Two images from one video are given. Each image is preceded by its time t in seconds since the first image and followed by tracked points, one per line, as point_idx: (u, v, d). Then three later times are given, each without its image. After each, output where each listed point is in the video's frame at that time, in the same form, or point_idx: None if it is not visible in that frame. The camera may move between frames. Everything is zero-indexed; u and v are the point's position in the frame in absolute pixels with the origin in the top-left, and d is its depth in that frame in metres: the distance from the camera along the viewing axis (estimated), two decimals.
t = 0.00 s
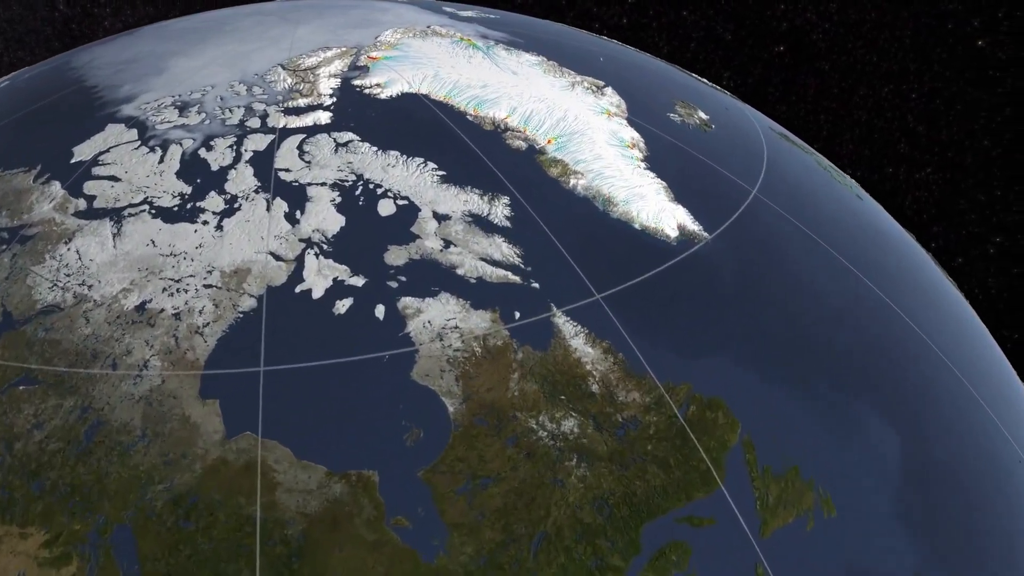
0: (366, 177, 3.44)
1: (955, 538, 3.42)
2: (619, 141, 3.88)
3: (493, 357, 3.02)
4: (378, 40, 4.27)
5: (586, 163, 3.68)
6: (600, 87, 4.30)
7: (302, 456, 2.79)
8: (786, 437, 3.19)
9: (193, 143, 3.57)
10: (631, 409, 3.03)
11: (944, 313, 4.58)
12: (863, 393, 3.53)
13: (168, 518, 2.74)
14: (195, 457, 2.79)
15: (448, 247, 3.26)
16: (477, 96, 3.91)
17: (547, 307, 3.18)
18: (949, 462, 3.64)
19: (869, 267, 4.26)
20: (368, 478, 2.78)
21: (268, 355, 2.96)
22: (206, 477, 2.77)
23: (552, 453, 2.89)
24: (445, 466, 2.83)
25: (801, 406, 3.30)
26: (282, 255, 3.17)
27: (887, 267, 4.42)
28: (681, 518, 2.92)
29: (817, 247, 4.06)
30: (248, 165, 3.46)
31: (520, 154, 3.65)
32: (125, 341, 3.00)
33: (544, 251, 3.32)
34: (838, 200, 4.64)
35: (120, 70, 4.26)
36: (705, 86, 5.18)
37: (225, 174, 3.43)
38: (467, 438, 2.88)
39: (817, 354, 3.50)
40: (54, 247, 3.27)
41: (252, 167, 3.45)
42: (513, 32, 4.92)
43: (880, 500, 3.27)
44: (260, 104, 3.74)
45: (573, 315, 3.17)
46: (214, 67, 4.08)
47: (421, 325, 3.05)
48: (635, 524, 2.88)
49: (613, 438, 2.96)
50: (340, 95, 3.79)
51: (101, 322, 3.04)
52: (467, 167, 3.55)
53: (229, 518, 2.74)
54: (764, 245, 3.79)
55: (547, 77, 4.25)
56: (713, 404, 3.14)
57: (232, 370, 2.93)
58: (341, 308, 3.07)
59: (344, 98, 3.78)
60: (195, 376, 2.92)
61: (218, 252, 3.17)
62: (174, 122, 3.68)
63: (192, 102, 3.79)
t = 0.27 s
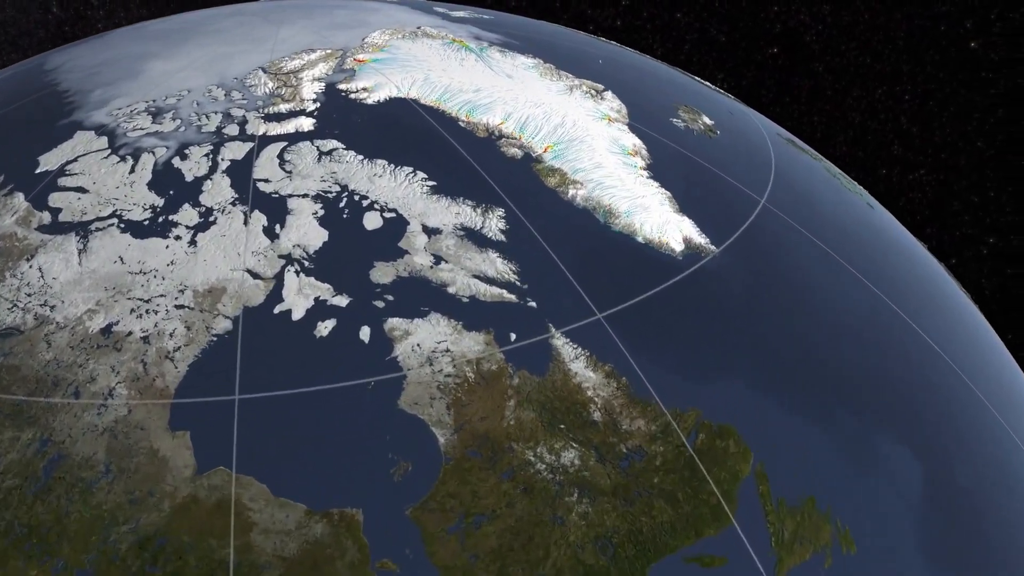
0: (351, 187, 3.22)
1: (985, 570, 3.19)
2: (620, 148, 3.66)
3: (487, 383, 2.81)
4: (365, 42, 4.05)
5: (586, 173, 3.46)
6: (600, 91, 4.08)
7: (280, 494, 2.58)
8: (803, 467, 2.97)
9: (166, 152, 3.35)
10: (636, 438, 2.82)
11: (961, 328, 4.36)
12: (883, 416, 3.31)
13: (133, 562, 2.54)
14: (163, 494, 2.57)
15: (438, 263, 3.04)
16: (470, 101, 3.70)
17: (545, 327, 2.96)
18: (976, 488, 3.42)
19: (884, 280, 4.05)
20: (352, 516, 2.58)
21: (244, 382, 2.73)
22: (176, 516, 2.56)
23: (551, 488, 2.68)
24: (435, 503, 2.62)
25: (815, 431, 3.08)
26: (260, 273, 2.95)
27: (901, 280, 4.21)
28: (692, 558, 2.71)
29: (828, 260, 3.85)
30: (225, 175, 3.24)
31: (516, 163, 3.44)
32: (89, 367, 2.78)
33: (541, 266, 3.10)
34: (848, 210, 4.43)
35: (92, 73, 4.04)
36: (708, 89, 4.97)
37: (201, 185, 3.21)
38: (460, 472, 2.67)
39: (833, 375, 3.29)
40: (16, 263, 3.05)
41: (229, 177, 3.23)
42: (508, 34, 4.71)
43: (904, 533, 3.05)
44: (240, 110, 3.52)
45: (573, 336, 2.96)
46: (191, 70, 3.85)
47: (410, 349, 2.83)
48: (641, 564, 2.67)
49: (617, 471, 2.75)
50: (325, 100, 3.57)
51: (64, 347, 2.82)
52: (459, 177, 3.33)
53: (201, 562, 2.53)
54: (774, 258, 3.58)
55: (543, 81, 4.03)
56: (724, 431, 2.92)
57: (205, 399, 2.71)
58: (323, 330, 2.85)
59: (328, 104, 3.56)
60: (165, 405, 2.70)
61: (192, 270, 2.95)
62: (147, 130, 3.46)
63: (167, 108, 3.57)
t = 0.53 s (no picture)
0: (335, 199, 3.00)
1: None
2: (622, 156, 3.46)
3: (481, 411, 2.60)
4: (352, 43, 3.84)
5: (586, 182, 3.25)
6: (599, 95, 3.88)
7: (255, 537, 2.39)
8: (824, 498, 2.76)
9: (138, 161, 3.13)
10: (641, 471, 2.62)
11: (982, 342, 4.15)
12: (913, 440, 3.08)
13: None
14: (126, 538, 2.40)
15: (428, 281, 2.83)
16: (462, 105, 3.49)
17: (543, 350, 2.74)
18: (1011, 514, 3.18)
19: (903, 293, 3.84)
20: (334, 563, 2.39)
21: (217, 412, 2.52)
22: (141, 561, 2.39)
23: (550, 527, 2.50)
24: (424, 545, 2.43)
25: (840, 459, 2.86)
26: (235, 292, 2.74)
27: (920, 294, 4.00)
28: None
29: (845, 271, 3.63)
30: (199, 185, 3.03)
31: (511, 172, 3.22)
32: (49, 397, 2.58)
33: (539, 283, 2.88)
34: (860, 219, 4.23)
35: (64, 75, 3.82)
36: (711, 93, 4.77)
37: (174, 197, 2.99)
38: (452, 510, 2.48)
39: (856, 396, 3.07)
40: None
41: (204, 188, 3.01)
42: (503, 35, 4.50)
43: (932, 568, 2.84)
44: (217, 116, 3.30)
45: (573, 360, 2.74)
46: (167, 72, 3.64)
47: (397, 375, 2.62)
48: None
49: (622, 507, 2.55)
50: (308, 105, 3.36)
51: (23, 374, 2.62)
52: (451, 187, 3.11)
53: None
54: (787, 271, 3.36)
55: (539, 84, 3.83)
56: (737, 461, 2.71)
57: (174, 431, 2.50)
58: (303, 355, 2.64)
59: (312, 110, 3.34)
60: (131, 439, 2.49)
61: (162, 290, 2.73)
62: (118, 137, 3.25)
63: (140, 114, 3.36)
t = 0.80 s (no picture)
0: (318, 212, 2.80)
1: None
2: (625, 163, 3.26)
3: (474, 444, 2.41)
4: (338, 45, 3.63)
5: (586, 192, 3.05)
6: (599, 100, 3.68)
7: None
8: (847, 533, 2.56)
9: (106, 170, 2.93)
10: (649, 507, 2.43)
11: (1004, 357, 3.95)
12: (942, 467, 2.88)
13: None
14: None
15: (418, 300, 2.63)
16: (455, 111, 3.28)
17: (543, 375, 2.54)
18: None
19: (922, 309, 3.64)
20: None
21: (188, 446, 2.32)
22: None
23: (551, 571, 2.31)
24: None
25: (864, 491, 2.65)
26: (209, 314, 2.53)
27: (938, 309, 3.81)
28: None
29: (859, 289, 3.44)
30: (172, 197, 2.82)
31: (507, 182, 3.02)
32: (4, 430, 2.39)
33: (537, 302, 2.68)
34: (874, 230, 4.04)
35: (32, 78, 3.61)
36: (715, 96, 4.57)
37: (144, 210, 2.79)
38: (445, 552, 2.28)
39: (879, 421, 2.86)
40: None
41: (177, 200, 2.81)
42: (497, 36, 4.30)
43: None
44: (193, 122, 3.10)
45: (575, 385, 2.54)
46: (141, 75, 3.43)
47: (384, 405, 2.42)
48: None
49: (628, 548, 2.36)
50: (290, 111, 3.15)
51: None
52: (442, 199, 2.91)
53: None
54: (801, 286, 3.16)
55: (536, 88, 3.63)
56: (753, 495, 2.51)
57: (141, 467, 2.30)
58: (281, 382, 2.43)
59: (294, 115, 3.14)
60: (93, 477, 2.29)
61: (129, 311, 2.52)
62: (86, 145, 3.04)
63: (111, 120, 3.15)
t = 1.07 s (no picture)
0: (299, 225, 2.60)
1: None
2: (628, 172, 3.06)
3: (468, 480, 2.22)
4: (324, 46, 3.44)
5: (588, 203, 2.86)
6: (600, 104, 3.49)
7: None
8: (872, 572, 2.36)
9: (73, 181, 2.73)
10: (658, 547, 2.24)
11: None
12: (974, 495, 2.67)
13: None
14: None
15: (406, 322, 2.43)
16: (447, 115, 3.09)
17: (543, 403, 2.34)
18: None
19: (945, 321, 3.44)
20: None
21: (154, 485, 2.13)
22: None
23: None
24: None
25: (892, 522, 2.45)
26: (179, 337, 2.34)
27: (962, 320, 3.61)
28: None
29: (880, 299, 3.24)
30: (142, 210, 2.62)
31: (503, 192, 2.83)
32: None
33: (535, 322, 2.48)
34: (889, 240, 3.85)
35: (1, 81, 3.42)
36: (719, 100, 4.39)
37: (112, 223, 2.59)
38: None
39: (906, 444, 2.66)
40: None
41: (147, 212, 2.61)
42: (492, 37, 4.10)
43: None
44: (167, 129, 2.90)
45: (577, 414, 2.34)
46: (114, 77, 3.23)
47: (369, 437, 2.22)
48: None
49: None
50: (271, 116, 2.96)
51: None
52: (433, 210, 2.71)
53: None
54: (817, 300, 2.97)
55: (533, 92, 3.43)
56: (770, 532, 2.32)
57: (103, 509, 2.11)
58: (257, 413, 2.23)
59: (275, 121, 2.94)
60: (51, 519, 2.11)
61: (93, 335, 2.33)
62: (52, 153, 2.84)
63: (80, 126, 2.95)
